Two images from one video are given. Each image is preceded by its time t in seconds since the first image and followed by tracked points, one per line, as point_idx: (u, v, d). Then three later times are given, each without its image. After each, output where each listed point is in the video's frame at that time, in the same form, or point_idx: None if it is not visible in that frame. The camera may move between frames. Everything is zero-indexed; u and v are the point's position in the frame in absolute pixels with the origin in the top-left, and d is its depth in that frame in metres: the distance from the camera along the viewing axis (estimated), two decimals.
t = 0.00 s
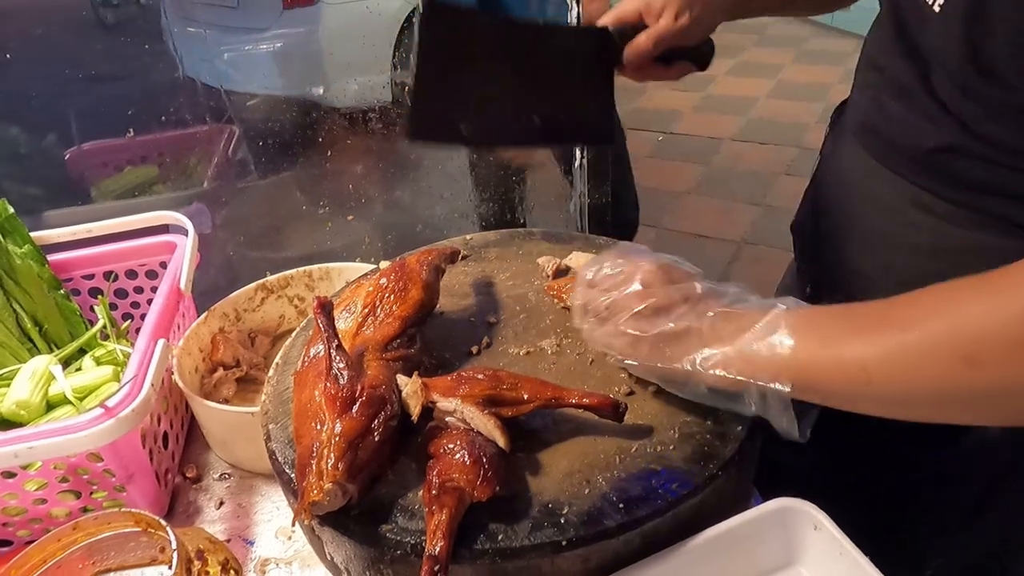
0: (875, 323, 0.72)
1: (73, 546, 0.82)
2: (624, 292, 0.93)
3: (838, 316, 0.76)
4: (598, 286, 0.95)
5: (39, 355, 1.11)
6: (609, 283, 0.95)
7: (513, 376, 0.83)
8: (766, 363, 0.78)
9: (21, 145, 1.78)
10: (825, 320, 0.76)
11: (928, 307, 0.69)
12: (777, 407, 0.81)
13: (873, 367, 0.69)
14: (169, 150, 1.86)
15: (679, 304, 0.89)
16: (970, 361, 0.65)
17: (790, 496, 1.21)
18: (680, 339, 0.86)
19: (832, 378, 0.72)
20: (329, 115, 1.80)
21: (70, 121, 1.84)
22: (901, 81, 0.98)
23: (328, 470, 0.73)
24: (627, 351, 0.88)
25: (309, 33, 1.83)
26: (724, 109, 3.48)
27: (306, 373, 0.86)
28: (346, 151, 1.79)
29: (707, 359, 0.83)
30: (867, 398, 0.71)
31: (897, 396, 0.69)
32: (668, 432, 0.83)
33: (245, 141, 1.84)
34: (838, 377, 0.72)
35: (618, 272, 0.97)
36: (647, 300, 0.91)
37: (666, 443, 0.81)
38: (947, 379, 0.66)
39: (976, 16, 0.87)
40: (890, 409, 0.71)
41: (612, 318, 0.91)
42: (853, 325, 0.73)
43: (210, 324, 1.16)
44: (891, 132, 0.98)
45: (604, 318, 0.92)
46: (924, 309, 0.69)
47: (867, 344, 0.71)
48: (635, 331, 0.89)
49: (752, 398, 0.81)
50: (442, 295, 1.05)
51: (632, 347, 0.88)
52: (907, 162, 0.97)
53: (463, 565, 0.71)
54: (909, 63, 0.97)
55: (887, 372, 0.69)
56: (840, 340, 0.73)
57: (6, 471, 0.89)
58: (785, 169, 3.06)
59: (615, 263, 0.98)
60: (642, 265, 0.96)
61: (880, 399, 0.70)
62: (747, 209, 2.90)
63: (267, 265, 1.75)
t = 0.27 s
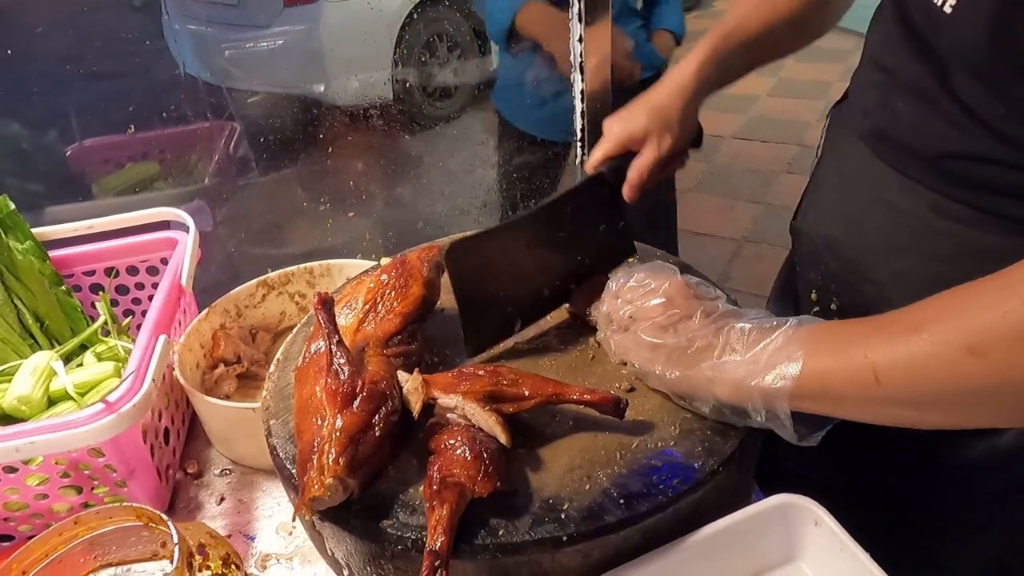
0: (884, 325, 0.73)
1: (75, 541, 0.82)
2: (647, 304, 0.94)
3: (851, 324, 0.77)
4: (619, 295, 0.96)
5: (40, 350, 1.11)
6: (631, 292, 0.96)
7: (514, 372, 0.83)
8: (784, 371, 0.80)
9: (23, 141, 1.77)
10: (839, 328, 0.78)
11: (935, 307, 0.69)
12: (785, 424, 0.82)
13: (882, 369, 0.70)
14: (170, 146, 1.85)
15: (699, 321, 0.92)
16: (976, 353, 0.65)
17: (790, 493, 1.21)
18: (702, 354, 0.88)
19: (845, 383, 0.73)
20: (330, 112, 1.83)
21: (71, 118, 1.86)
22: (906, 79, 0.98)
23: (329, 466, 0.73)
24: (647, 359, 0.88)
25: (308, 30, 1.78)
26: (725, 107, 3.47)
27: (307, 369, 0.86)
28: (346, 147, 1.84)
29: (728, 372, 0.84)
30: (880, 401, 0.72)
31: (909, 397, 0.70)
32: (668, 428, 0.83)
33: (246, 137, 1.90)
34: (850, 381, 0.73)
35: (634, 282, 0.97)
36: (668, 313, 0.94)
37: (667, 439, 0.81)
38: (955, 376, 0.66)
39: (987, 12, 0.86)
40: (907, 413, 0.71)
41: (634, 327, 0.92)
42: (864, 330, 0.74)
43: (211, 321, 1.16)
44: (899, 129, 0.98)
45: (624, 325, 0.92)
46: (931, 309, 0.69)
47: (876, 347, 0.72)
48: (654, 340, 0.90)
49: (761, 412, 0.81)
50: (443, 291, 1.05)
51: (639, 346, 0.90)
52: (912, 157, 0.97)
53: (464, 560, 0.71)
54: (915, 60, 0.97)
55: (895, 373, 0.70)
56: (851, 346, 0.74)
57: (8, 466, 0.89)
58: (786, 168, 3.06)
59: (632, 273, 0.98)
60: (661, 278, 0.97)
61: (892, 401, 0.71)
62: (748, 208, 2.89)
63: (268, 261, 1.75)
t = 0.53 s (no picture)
0: (887, 327, 0.74)
1: (74, 535, 0.82)
2: (649, 307, 0.94)
3: (854, 328, 0.78)
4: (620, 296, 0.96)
5: (39, 347, 1.11)
6: (634, 294, 0.96)
7: (513, 370, 0.84)
8: (789, 373, 0.81)
9: (22, 138, 1.76)
10: (844, 330, 0.79)
11: (935, 308, 0.70)
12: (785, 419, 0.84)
13: (882, 368, 0.71)
14: (172, 145, 1.79)
15: (701, 322, 0.93)
16: (974, 354, 0.65)
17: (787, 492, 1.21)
18: (705, 354, 0.90)
19: (847, 383, 0.75)
20: (330, 112, 1.89)
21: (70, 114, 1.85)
22: (911, 83, 0.98)
23: (328, 462, 0.73)
24: (651, 361, 0.88)
25: (309, 30, 1.85)
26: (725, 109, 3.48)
27: (307, 366, 0.86)
28: (347, 146, 1.86)
29: (730, 372, 0.85)
30: (881, 401, 0.73)
31: (909, 397, 0.70)
32: (667, 426, 0.83)
33: (246, 135, 1.86)
34: (852, 382, 0.74)
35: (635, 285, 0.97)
36: (671, 314, 0.94)
37: (666, 437, 0.82)
38: (954, 377, 0.67)
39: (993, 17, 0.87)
40: (907, 414, 0.72)
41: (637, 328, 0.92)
42: (867, 331, 0.76)
43: (211, 318, 1.16)
44: (901, 133, 0.98)
45: (627, 328, 0.93)
46: (931, 311, 0.70)
47: (877, 348, 0.73)
48: (656, 340, 0.91)
49: (762, 410, 0.83)
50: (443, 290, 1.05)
51: (642, 347, 0.90)
52: (914, 158, 0.97)
53: (462, 556, 0.71)
54: (921, 65, 0.97)
55: (895, 373, 0.71)
56: (854, 347, 0.75)
57: (7, 461, 0.89)
58: (785, 170, 3.07)
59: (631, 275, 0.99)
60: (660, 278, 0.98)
61: (892, 402, 0.72)
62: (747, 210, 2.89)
63: (267, 260, 1.68)
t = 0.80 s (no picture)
0: (888, 335, 0.73)
1: (70, 536, 0.82)
2: (657, 311, 0.95)
3: (855, 336, 0.77)
4: (625, 298, 0.97)
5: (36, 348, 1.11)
6: (641, 298, 0.97)
7: (510, 372, 0.84)
8: (792, 382, 0.80)
9: (20, 138, 1.76)
10: (843, 339, 0.79)
11: (937, 318, 0.70)
12: (795, 433, 0.84)
13: (886, 379, 0.71)
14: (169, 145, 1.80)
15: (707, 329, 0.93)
16: (976, 364, 0.65)
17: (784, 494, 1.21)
18: (711, 360, 0.89)
19: (849, 392, 0.74)
20: (327, 113, 1.88)
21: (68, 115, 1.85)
22: (911, 88, 0.99)
23: (325, 463, 0.74)
24: (653, 361, 0.88)
25: (306, 31, 1.85)
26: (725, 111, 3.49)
27: (304, 367, 0.86)
28: (346, 148, 1.84)
29: (736, 380, 0.84)
30: (882, 411, 0.72)
31: (912, 407, 0.70)
32: (664, 428, 0.83)
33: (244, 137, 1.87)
34: (853, 391, 0.73)
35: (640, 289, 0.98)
36: (677, 318, 0.95)
37: (663, 438, 0.82)
38: (958, 388, 0.67)
39: (992, 24, 0.87)
40: (907, 423, 0.72)
41: (642, 329, 0.92)
42: (869, 340, 0.75)
43: (208, 319, 1.16)
44: (900, 138, 0.99)
45: (631, 328, 0.93)
46: (933, 320, 0.70)
47: (880, 358, 0.72)
48: (661, 343, 0.91)
49: (766, 421, 0.82)
50: (440, 291, 1.06)
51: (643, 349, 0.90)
52: (911, 163, 0.97)
53: (458, 558, 0.71)
54: (920, 70, 0.97)
55: (898, 383, 0.70)
56: (856, 356, 0.75)
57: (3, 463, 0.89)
58: (783, 173, 3.07)
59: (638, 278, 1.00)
60: (668, 285, 0.99)
61: (893, 411, 0.71)
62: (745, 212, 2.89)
63: (266, 262, 1.69)
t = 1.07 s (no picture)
0: (884, 332, 0.71)
1: (60, 536, 0.81)
2: (647, 307, 0.92)
3: (852, 332, 0.74)
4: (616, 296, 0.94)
5: (29, 347, 1.11)
6: (632, 294, 0.93)
7: (506, 371, 0.83)
8: (784, 379, 0.77)
9: (15, 136, 1.75)
10: (840, 334, 0.76)
11: (933, 316, 0.67)
12: (785, 427, 0.80)
13: (877, 376, 0.68)
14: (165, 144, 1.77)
15: (701, 323, 0.89)
16: (968, 364, 0.62)
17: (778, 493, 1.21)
18: (704, 356, 0.86)
19: (841, 388, 0.71)
20: (323, 112, 1.86)
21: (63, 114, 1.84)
22: (909, 91, 0.98)
23: (319, 463, 0.73)
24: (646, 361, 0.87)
25: (304, 30, 1.80)
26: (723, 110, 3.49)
27: (299, 366, 0.86)
28: (342, 146, 1.87)
29: (727, 376, 0.82)
30: (875, 408, 0.70)
31: (904, 406, 0.67)
32: (659, 428, 0.83)
33: (240, 136, 1.90)
34: (845, 387, 0.71)
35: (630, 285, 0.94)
36: (669, 315, 0.91)
37: (658, 439, 0.82)
38: (951, 389, 0.64)
39: (990, 29, 0.86)
40: (900, 422, 0.69)
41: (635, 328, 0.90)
42: (866, 336, 0.72)
43: (203, 318, 1.16)
44: (896, 141, 0.98)
45: (624, 327, 0.91)
46: (930, 317, 0.67)
47: (874, 354, 0.69)
48: (653, 341, 0.89)
49: (759, 415, 0.80)
50: (436, 291, 1.05)
51: (640, 348, 0.89)
52: (906, 165, 0.97)
53: (452, 558, 0.71)
54: (918, 74, 0.97)
55: (889, 381, 0.68)
56: (851, 352, 0.72)
57: None
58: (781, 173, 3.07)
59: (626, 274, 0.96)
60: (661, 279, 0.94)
61: (885, 409, 0.69)
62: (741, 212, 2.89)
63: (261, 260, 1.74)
